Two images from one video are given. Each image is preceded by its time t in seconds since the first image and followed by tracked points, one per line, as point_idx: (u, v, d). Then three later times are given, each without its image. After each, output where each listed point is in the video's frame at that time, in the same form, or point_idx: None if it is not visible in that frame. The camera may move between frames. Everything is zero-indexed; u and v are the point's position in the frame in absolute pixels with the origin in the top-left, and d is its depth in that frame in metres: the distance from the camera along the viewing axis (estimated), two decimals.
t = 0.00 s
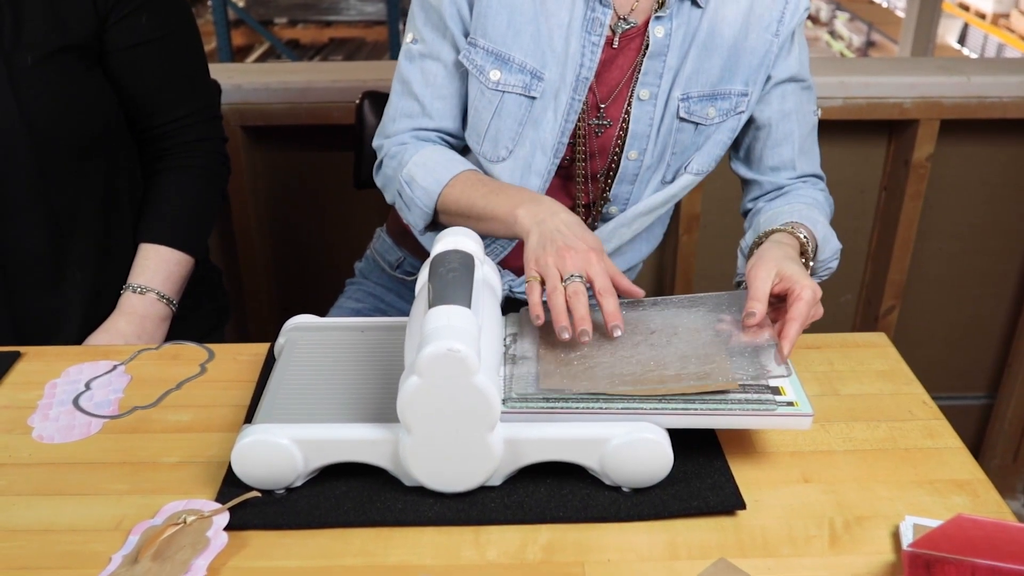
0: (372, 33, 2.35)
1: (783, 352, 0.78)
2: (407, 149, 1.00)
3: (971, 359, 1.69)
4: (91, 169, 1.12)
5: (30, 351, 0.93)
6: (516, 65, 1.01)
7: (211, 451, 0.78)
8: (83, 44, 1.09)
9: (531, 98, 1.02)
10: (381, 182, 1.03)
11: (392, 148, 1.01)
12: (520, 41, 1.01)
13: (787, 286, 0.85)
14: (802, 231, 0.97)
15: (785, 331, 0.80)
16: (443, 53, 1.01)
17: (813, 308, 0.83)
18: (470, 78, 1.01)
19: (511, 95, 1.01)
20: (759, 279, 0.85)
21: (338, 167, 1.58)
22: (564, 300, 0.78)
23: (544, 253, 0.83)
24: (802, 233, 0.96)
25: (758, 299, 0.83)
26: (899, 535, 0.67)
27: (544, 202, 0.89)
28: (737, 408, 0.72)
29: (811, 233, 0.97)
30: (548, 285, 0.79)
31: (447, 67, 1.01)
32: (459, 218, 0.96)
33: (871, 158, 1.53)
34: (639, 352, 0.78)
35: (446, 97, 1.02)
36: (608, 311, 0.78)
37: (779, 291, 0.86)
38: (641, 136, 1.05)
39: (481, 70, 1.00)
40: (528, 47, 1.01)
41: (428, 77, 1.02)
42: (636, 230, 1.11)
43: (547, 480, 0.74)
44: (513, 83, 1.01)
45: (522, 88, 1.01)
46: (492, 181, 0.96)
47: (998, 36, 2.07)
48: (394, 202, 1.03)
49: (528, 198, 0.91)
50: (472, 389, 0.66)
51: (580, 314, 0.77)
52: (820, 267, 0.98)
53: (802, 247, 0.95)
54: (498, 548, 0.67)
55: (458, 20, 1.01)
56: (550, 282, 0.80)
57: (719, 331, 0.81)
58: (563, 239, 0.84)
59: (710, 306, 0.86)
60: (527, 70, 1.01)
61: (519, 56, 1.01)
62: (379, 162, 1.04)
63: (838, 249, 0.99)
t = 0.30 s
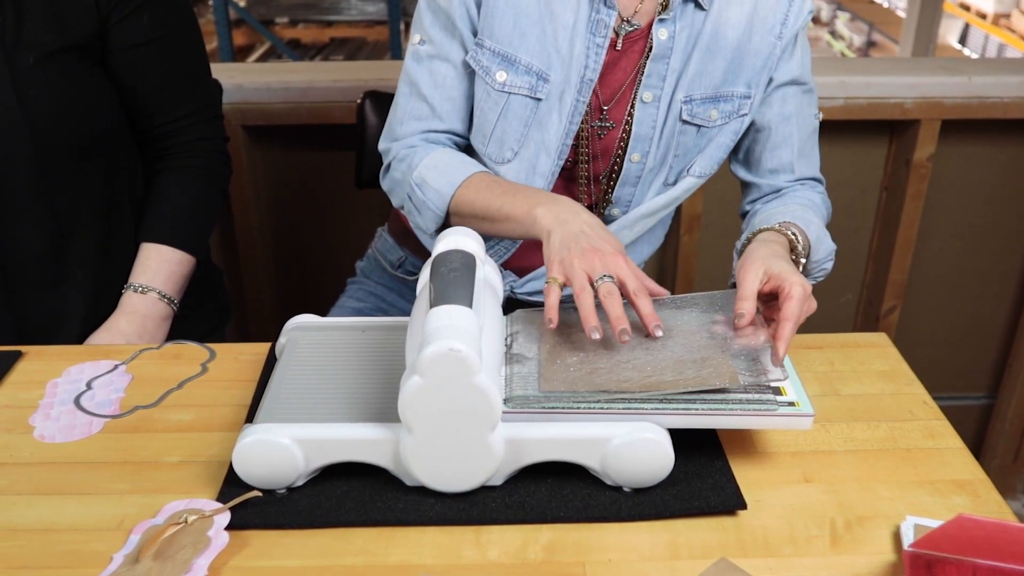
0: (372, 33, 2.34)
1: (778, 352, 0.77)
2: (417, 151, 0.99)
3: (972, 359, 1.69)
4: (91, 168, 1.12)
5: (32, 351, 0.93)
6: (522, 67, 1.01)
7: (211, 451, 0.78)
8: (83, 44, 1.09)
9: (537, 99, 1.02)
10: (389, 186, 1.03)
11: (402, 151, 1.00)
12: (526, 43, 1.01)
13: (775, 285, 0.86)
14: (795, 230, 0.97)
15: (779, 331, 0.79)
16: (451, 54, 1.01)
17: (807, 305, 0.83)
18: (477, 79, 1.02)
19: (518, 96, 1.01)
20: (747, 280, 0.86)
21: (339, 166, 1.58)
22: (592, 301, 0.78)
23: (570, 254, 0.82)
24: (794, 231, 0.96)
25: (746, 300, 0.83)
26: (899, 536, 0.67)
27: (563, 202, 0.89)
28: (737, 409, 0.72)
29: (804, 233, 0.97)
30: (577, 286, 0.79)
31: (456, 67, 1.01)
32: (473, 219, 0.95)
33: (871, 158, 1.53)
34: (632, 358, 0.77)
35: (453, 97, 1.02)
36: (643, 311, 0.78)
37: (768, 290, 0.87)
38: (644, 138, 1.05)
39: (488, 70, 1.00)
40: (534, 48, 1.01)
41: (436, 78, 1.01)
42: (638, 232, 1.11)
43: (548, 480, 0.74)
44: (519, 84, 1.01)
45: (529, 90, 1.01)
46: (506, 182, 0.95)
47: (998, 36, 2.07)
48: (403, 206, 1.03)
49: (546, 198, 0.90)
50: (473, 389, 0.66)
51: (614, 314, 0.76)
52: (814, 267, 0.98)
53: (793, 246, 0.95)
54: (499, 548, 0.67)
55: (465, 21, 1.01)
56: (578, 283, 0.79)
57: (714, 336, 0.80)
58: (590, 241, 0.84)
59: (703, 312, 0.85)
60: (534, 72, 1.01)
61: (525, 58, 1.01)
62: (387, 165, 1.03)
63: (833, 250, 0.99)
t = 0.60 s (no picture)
0: (371, 34, 2.33)
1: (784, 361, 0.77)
2: (421, 155, 0.99)
3: (971, 361, 1.69)
4: (91, 169, 1.12)
5: (30, 352, 0.93)
6: (525, 70, 1.01)
7: (211, 452, 0.78)
8: (83, 44, 1.09)
9: (540, 102, 1.02)
10: (392, 189, 1.03)
11: (407, 154, 1.00)
12: (528, 46, 1.01)
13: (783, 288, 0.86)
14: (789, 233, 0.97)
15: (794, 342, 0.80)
16: (453, 57, 1.01)
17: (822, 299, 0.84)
18: (479, 82, 1.02)
19: (520, 99, 1.01)
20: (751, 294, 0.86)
21: (339, 167, 1.58)
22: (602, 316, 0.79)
23: (582, 262, 0.83)
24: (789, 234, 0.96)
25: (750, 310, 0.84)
26: (899, 537, 0.67)
27: (574, 211, 0.90)
28: (741, 409, 0.72)
29: (800, 236, 0.97)
30: (586, 298, 0.80)
31: (458, 70, 1.01)
32: (478, 225, 0.95)
33: (871, 159, 1.53)
34: (635, 368, 0.76)
35: (456, 99, 1.02)
36: (652, 325, 0.79)
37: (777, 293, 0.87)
38: (645, 141, 1.05)
39: (491, 73, 1.00)
40: (537, 51, 1.01)
41: (439, 80, 1.01)
42: (638, 235, 1.11)
43: (548, 481, 0.74)
44: (522, 87, 1.01)
45: (531, 93, 1.02)
46: (515, 189, 0.96)
47: (997, 37, 2.07)
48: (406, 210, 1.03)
49: (555, 206, 0.91)
50: (472, 390, 0.66)
51: (625, 331, 0.78)
52: (813, 269, 0.98)
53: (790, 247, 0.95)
54: (498, 549, 0.67)
55: (466, 22, 1.00)
56: (588, 296, 0.80)
57: (716, 348, 0.79)
58: (601, 249, 0.84)
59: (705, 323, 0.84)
60: (536, 75, 1.01)
61: (528, 60, 1.01)
62: (390, 168, 1.03)
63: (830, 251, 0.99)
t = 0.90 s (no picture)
0: (371, 35, 2.34)
1: (794, 368, 0.75)
2: (422, 156, 0.99)
3: (972, 360, 1.69)
4: (90, 170, 1.12)
5: (31, 354, 0.93)
6: (526, 71, 1.01)
7: (211, 453, 0.78)
8: (84, 45, 1.09)
9: (540, 103, 1.03)
10: (392, 190, 1.03)
11: (407, 155, 1.00)
12: (529, 46, 1.01)
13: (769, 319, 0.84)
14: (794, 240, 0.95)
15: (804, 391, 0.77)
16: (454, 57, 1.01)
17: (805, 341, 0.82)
18: (479, 83, 1.02)
19: (520, 100, 1.01)
20: (739, 309, 0.83)
21: (339, 168, 1.59)
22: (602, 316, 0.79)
23: (583, 261, 0.83)
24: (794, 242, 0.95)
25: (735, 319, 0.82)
26: (899, 537, 0.67)
27: (574, 211, 0.89)
28: (741, 408, 0.72)
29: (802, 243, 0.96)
30: (589, 299, 0.80)
31: (458, 71, 1.01)
32: (479, 227, 0.95)
33: (871, 158, 1.53)
34: (636, 369, 0.76)
35: (456, 100, 1.02)
36: (653, 326, 0.79)
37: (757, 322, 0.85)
38: (646, 142, 1.05)
39: (491, 74, 1.00)
40: (537, 52, 1.01)
41: (439, 81, 1.01)
42: (639, 235, 1.11)
43: (548, 481, 0.74)
44: (523, 88, 1.01)
45: (532, 94, 1.02)
46: (516, 189, 0.96)
47: (998, 36, 2.07)
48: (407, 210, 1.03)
49: (556, 206, 0.91)
50: (472, 391, 0.66)
51: (626, 332, 0.78)
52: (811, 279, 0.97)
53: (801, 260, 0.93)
54: (499, 550, 0.67)
55: (466, 23, 1.00)
56: (590, 296, 0.80)
57: (715, 349, 0.79)
58: (601, 249, 0.84)
59: (705, 324, 0.84)
60: (537, 76, 1.02)
61: (529, 61, 1.01)
62: (390, 169, 1.03)
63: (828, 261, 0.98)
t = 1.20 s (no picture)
0: (371, 35, 2.33)
1: (768, 368, 0.76)
2: (412, 154, 0.99)
3: (971, 360, 1.69)
4: (89, 170, 1.12)
5: (30, 353, 0.93)
6: (522, 71, 1.01)
7: (210, 453, 0.78)
8: (83, 45, 1.09)
9: (537, 103, 1.03)
10: (382, 188, 1.03)
11: (397, 153, 1.00)
12: (525, 46, 1.01)
13: (749, 318, 0.84)
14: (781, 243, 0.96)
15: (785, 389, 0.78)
16: (448, 57, 1.01)
17: (785, 333, 0.83)
18: (475, 83, 1.01)
19: (517, 100, 1.02)
20: (716, 313, 0.83)
21: (339, 169, 1.59)
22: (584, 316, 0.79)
23: (564, 263, 0.82)
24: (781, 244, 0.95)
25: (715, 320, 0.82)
26: (898, 537, 0.67)
27: (557, 214, 0.89)
28: (720, 408, 0.72)
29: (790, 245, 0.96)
30: (569, 299, 0.80)
31: (451, 70, 1.01)
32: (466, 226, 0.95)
33: (870, 159, 1.53)
34: (616, 369, 0.76)
35: (449, 99, 1.02)
36: (634, 326, 0.79)
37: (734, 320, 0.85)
38: (643, 141, 1.05)
39: (487, 75, 1.00)
40: (534, 52, 1.01)
41: (432, 80, 1.01)
42: (637, 235, 1.11)
43: (547, 481, 0.74)
44: (519, 88, 1.01)
45: (528, 94, 1.02)
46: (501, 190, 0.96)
47: (998, 37, 2.07)
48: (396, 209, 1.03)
49: (539, 208, 0.91)
50: (472, 391, 0.66)
51: (608, 332, 0.78)
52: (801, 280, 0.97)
53: (785, 263, 0.94)
54: (497, 550, 0.67)
55: (459, 23, 1.00)
56: (572, 296, 0.80)
57: (695, 350, 0.80)
58: (582, 250, 0.84)
59: (687, 324, 0.84)
60: (533, 76, 1.02)
61: (524, 62, 1.01)
62: (381, 166, 1.03)
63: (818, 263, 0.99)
